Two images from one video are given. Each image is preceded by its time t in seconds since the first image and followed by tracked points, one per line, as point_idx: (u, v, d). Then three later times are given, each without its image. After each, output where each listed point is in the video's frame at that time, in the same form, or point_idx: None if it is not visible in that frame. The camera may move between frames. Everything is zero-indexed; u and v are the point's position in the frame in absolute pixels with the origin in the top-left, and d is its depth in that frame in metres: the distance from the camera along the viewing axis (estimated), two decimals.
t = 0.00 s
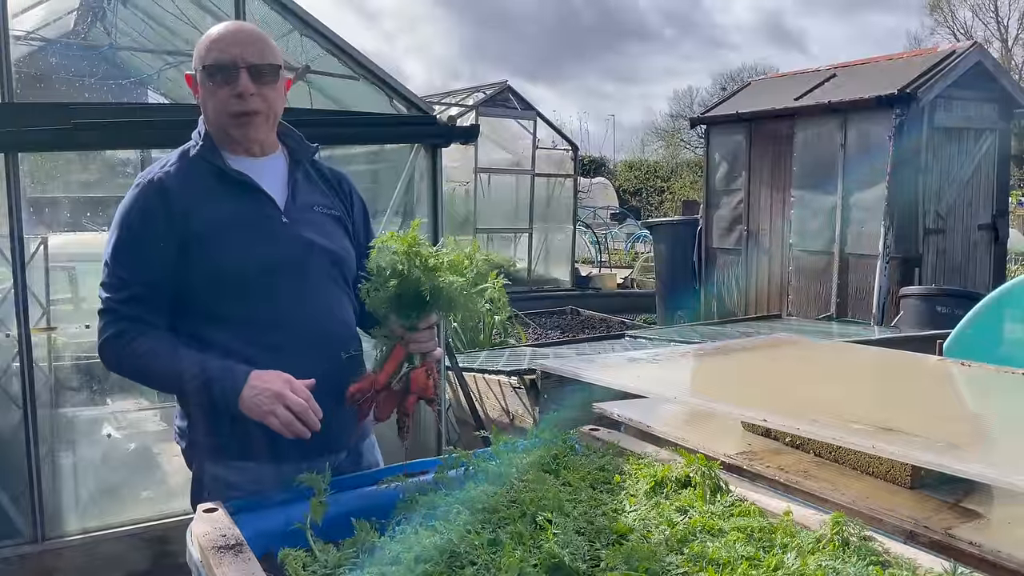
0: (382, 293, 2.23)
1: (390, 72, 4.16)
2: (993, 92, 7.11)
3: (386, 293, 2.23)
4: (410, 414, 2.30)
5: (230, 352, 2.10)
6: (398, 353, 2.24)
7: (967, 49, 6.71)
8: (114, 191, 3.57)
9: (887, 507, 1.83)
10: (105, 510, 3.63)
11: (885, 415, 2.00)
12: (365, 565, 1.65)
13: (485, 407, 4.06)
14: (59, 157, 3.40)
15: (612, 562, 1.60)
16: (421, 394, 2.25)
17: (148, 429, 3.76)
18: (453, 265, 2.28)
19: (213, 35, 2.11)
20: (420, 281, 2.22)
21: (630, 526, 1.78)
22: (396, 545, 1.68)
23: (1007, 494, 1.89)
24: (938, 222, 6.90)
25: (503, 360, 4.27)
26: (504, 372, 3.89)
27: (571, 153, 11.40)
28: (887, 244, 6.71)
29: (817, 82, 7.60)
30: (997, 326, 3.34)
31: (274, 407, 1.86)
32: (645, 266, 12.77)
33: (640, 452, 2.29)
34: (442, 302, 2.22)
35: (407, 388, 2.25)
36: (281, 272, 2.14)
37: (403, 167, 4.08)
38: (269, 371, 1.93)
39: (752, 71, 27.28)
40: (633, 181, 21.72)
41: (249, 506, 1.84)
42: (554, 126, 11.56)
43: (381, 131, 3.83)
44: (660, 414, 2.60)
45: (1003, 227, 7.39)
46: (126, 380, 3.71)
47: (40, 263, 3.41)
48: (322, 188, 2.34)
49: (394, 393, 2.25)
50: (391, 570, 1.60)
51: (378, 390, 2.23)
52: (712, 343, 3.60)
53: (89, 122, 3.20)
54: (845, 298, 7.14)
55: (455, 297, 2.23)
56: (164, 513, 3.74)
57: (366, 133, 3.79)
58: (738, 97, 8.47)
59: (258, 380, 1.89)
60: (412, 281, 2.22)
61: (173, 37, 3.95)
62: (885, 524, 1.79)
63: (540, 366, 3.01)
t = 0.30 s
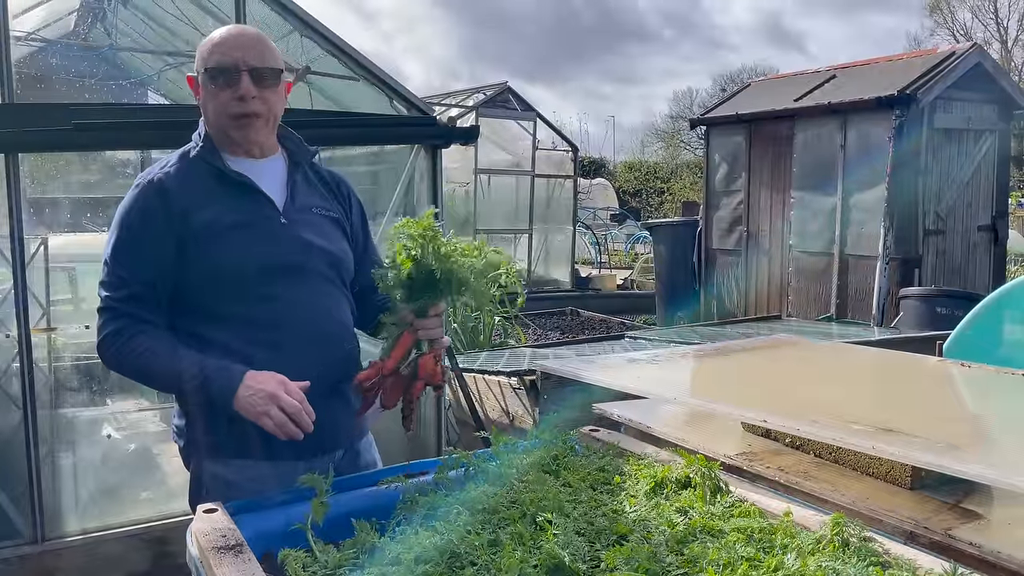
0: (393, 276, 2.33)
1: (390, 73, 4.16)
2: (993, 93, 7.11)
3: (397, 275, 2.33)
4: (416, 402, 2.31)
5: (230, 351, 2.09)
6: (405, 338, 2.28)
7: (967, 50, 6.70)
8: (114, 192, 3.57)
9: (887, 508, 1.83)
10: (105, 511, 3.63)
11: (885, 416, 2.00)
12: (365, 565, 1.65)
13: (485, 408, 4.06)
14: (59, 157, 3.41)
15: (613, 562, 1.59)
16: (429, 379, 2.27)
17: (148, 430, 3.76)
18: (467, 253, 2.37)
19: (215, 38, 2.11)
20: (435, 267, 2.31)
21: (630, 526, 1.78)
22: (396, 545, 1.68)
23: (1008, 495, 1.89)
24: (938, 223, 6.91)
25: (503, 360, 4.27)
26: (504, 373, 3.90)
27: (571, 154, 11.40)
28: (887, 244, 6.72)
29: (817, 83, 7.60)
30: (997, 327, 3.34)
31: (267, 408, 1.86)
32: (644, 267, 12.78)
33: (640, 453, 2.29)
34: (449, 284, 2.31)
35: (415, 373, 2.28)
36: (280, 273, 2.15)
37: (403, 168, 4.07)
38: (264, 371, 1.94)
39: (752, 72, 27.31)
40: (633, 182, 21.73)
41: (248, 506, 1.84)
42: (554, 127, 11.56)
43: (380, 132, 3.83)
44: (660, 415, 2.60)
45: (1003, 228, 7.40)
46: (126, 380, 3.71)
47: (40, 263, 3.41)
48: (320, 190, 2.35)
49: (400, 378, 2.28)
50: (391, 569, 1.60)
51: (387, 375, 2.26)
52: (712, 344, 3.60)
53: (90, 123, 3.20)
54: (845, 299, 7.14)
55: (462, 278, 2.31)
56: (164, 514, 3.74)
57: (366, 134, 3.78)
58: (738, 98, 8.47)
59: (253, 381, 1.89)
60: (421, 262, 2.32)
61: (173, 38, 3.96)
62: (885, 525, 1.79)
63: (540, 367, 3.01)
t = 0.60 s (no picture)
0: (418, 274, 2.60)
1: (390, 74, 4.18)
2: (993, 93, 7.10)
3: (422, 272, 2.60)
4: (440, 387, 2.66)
5: (230, 351, 2.09)
6: (425, 330, 2.51)
7: (967, 51, 6.70)
8: (114, 192, 3.57)
9: (887, 509, 1.83)
10: (106, 511, 3.63)
11: (885, 416, 2.00)
12: (365, 565, 1.65)
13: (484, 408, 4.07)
14: (59, 157, 3.42)
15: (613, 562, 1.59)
16: (445, 368, 2.59)
17: (148, 430, 3.76)
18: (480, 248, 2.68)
19: (234, 46, 2.08)
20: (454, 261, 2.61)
21: (630, 527, 1.78)
22: (397, 546, 1.68)
23: (1007, 496, 1.89)
24: (937, 223, 6.91)
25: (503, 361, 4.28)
26: (504, 374, 3.90)
27: (571, 155, 11.41)
28: (887, 245, 6.72)
29: (817, 83, 7.60)
30: (996, 328, 3.34)
31: (268, 412, 1.85)
32: (644, 267, 12.79)
33: (640, 453, 2.29)
34: (469, 271, 2.61)
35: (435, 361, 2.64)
36: (281, 274, 2.15)
37: (403, 168, 4.08)
38: (265, 376, 1.93)
39: (751, 73, 27.31)
40: (633, 182, 21.73)
41: (249, 507, 1.84)
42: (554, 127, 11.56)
43: (381, 133, 3.82)
44: (660, 415, 2.60)
45: (1003, 228, 7.40)
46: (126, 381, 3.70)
47: (40, 263, 3.41)
48: (321, 192, 2.36)
49: (421, 367, 2.66)
50: (391, 570, 1.60)
51: (409, 364, 2.64)
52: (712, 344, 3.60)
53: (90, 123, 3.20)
54: (844, 300, 7.14)
55: (480, 263, 2.63)
56: (164, 514, 3.74)
57: (366, 135, 3.78)
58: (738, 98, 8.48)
59: (254, 385, 1.89)
60: (442, 256, 2.61)
61: (173, 38, 3.97)
62: (884, 525, 1.79)
63: (541, 368, 3.01)
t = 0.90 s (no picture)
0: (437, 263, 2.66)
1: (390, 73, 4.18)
2: (993, 93, 7.10)
3: (441, 261, 2.65)
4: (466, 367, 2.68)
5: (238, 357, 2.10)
6: (450, 311, 2.60)
7: (967, 51, 6.70)
8: (114, 191, 3.64)
9: (886, 508, 1.83)
10: (106, 510, 3.63)
11: (884, 416, 2.01)
12: (365, 565, 1.65)
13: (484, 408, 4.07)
14: (60, 157, 3.43)
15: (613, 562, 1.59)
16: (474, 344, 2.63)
17: (147, 430, 3.78)
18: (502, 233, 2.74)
19: (290, 85, 1.98)
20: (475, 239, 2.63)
21: (629, 527, 1.78)
22: (397, 545, 1.68)
23: (1006, 496, 1.90)
24: (937, 223, 6.92)
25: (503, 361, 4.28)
26: (504, 373, 3.90)
27: (571, 154, 11.41)
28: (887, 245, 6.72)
29: (817, 83, 7.60)
30: (996, 327, 3.35)
31: (289, 433, 1.88)
32: (644, 267, 12.79)
33: (640, 453, 2.29)
34: (486, 252, 2.64)
35: (461, 342, 2.67)
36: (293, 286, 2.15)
37: (403, 168, 4.08)
38: (285, 395, 1.95)
39: (751, 72, 27.31)
40: (633, 182, 21.73)
41: (249, 507, 1.84)
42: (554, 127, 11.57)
43: (381, 133, 3.82)
44: (660, 415, 2.60)
45: (1002, 228, 7.40)
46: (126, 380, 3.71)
47: (40, 263, 3.42)
48: (325, 197, 2.36)
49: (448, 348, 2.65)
50: (391, 569, 1.60)
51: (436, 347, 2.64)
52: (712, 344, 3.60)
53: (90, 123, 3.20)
54: (844, 300, 7.15)
55: (496, 242, 2.67)
56: (164, 513, 3.75)
57: (366, 135, 3.78)
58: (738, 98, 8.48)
59: (275, 405, 1.90)
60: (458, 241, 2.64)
61: (173, 38, 3.95)
62: (883, 525, 1.79)
63: (540, 367, 3.01)
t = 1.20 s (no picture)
0: (445, 270, 2.85)
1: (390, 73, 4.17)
2: (993, 92, 7.10)
3: (450, 268, 2.85)
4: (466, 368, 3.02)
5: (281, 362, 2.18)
6: (454, 316, 2.87)
7: (967, 50, 6.69)
8: (112, 191, 3.81)
9: (886, 508, 1.83)
10: (106, 509, 3.64)
11: (884, 415, 2.01)
12: (366, 564, 1.65)
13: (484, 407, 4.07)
14: (60, 156, 3.45)
15: (613, 562, 1.59)
16: (476, 351, 2.99)
17: (148, 429, 3.86)
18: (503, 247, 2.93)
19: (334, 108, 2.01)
20: (478, 253, 2.85)
21: (629, 526, 1.78)
22: (399, 544, 1.68)
23: (1006, 495, 1.90)
24: (937, 223, 6.92)
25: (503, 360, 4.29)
26: (504, 373, 3.91)
27: (571, 154, 11.41)
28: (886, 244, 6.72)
29: (817, 82, 7.60)
30: (996, 327, 3.35)
31: (401, 454, 2.02)
32: (644, 266, 12.79)
33: (640, 453, 2.29)
34: (492, 263, 2.87)
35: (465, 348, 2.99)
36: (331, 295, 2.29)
37: (403, 167, 4.08)
38: (393, 422, 2.09)
39: (751, 72, 27.30)
40: (633, 181, 21.72)
41: (251, 505, 1.85)
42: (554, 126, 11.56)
43: (381, 132, 3.82)
44: (660, 415, 2.60)
45: (1002, 228, 7.41)
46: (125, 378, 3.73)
47: (40, 263, 3.43)
48: (338, 202, 2.46)
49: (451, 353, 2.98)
50: (393, 569, 1.60)
51: (441, 351, 2.95)
52: (712, 343, 3.60)
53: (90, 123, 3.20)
54: (844, 299, 7.16)
55: (502, 254, 2.88)
56: (165, 512, 3.76)
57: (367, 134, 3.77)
58: (738, 98, 8.48)
59: (387, 430, 2.04)
60: (468, 250, 2.86)
61: (173, 37, 3.95)
62: (883, 524, 1.79)
63: (540, 366, 3.01)
